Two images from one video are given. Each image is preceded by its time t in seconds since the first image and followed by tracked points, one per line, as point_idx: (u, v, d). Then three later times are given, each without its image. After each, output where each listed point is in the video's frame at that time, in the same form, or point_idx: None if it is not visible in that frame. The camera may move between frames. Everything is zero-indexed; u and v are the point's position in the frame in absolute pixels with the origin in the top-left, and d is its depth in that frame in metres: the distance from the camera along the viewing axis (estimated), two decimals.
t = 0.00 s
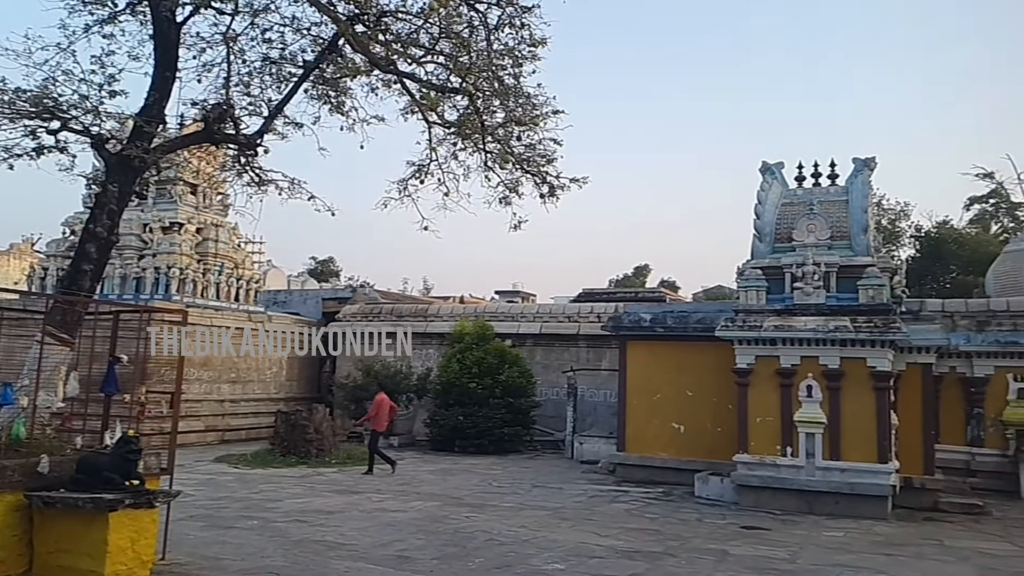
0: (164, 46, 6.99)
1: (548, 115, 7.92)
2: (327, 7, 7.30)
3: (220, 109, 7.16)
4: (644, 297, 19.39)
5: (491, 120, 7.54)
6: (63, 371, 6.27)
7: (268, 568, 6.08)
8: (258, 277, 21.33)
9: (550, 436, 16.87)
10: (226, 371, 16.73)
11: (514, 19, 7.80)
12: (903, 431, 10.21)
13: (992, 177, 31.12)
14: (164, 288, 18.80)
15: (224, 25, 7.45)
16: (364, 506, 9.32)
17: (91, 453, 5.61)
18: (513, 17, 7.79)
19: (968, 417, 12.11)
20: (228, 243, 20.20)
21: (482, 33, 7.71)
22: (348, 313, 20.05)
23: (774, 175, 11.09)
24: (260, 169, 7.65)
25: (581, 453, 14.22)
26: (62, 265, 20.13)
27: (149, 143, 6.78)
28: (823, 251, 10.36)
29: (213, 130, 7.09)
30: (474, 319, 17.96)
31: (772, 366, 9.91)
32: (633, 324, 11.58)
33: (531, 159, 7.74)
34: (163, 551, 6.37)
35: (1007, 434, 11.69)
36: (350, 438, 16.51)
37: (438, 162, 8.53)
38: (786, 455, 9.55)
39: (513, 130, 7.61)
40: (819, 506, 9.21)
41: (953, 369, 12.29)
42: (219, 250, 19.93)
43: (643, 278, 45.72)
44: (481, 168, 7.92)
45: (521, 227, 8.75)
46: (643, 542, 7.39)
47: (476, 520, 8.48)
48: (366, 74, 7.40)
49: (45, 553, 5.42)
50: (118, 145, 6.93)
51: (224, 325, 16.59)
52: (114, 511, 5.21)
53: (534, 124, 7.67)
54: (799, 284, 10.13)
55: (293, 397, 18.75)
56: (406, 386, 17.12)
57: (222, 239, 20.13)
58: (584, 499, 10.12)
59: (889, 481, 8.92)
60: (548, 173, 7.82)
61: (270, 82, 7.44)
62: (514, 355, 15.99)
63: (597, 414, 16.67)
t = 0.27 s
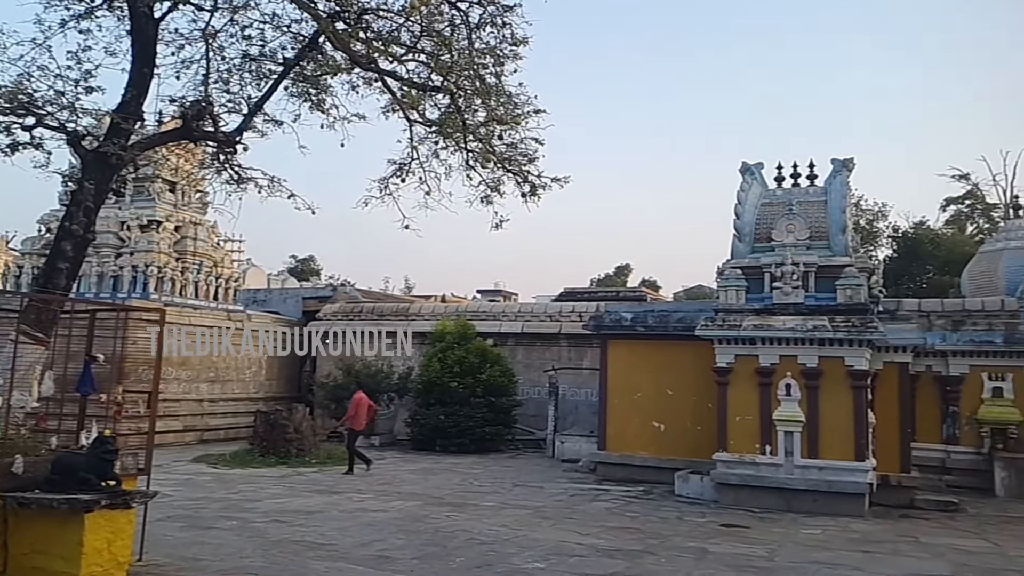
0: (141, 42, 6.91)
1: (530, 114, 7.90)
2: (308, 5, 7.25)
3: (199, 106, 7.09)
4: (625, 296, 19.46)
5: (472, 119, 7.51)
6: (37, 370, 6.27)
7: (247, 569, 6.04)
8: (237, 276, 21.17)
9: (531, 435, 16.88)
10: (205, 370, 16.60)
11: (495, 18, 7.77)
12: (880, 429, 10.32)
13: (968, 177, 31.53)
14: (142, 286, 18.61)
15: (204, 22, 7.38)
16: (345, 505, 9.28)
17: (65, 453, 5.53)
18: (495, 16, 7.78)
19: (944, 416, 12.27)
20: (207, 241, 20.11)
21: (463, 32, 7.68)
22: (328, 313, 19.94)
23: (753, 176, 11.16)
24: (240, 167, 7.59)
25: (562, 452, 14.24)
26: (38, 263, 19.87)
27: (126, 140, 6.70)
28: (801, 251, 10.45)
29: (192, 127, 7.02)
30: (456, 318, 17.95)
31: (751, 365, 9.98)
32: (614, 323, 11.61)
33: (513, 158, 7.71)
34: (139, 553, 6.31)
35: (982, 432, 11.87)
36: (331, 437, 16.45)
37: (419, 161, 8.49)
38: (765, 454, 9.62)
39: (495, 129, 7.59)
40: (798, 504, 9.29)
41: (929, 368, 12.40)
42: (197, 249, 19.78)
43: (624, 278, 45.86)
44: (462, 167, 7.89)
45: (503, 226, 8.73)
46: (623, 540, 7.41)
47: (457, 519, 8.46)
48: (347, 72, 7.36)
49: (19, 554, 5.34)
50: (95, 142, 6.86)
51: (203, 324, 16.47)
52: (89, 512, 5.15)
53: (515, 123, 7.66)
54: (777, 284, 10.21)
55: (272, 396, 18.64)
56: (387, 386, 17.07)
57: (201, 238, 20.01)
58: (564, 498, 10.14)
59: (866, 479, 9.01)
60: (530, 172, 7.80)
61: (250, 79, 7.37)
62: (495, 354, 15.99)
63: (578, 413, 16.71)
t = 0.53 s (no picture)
0: (120, 38, 6.82)
1: (512, 114, 7.86)
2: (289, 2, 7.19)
3: (178, 103, 7.01)
4: (607, 296, 19.51)
5: (455, 118, 7.45)
6: (13, 370, 5.98)
7: (226, 569, 5.99)
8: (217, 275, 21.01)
9: (513, 434, 16.88)
10: (184, 370, 16.45)
11: (477, 17, 7.71)
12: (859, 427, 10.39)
13: (945, 179, 31.91)
14: (120, 285, 18.33)
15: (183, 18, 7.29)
16: (325, 506, 9.24)
17: (40, 454, 5.44)
18: (477, 15, 7.73)
19: (921, 415, 12.40)
20: (186, 240, 20.06)
21: (445, 31, 7.63)
22: (309, 312, 19.80)
23: (734, 176, 11.23)
24: (219, 164, 7.51)
25: (544, 451, 14.26)
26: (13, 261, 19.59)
27: (104, 137, 6.63)
28: (781, 251, 10.52)
29: (171, 124, 6.93)
30: (438, 317, 17.92)
31: (732, 365, 10.04)
32: (596, 323, 11.62)
33: (496, 158, 7.64)
34: (117, 553, 6.24)
35: (958, 431, 12.03)
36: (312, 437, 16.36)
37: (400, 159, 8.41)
38: (745, 453, 9.68)
39: (477, 128, 7.55)
40: (777, 503, 9.36)
41: (906, 367, 12.52)
42: (176, 247, 19.69)
43: (607, 277, 45.99)
44: (444, 166, 7.83)
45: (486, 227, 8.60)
46: (604, 539, 7.43)
47: (438, 519, 8.45)
48: (328, 70, 7.31)
49: None
50: (72, 139, 6.76)
51: (182, 323, 16.32)
52: (66, 513, 5.09)
53: (498, 122, 7.62)
54: (758, 284, 10.27)
55: (252, 396, 18.52)
56: (369, 386, 17.01)
57: (180, 236, 19.98)
58: (546, 497, 10.15)
59: (845, 478, 9.09)
60: (512, 172, 7.70)
61: (230, 77, 7.26)
62: (477, 353, 15.97)
63: (560, 412, 16.73)
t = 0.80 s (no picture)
0: (99, 34, 6.75)
1: (496, 113, 7.82)
2: None
3: (159, 100, 6.94)
4: (591, 295, 19.56)
5: (438, 117, 7.43)
6: None
7: (207, 570, 5.95)
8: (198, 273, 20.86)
9: (496, 434, 16.87)
10: (165, 369, 16.32)
11: (461, 16, 7.67)
12: (839, 426, 10.48)
13: (925, 181, 32.25)
14: (100, 284, 18.26)
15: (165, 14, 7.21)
16: (307, 505, 9.20)
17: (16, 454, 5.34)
18: (461, 14, 7.69)
19: (900, 414, 12.53)
20: (167, 238, 19.65)
21: (429, 29, 7.58)
22: (291, 311, 19.71)
23: (716, 177, 11.28)
24: (201, 162, 7.44)
25: (527, 450, 14.27)
26: None
27: (83, 134, 6.56)
28: (763, 251, 10.58)
29: (151, 121, 6.86)
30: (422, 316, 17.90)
31: (713, 364, 10.09)
32: (579, 322, 11.64)
33: (479, 157, 7.58)
34: (95, 554, 6.19)
35: (937, 429, 12.13)
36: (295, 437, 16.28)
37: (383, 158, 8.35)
38: (727, 451, 9.73)
39: (460, 127, 7.52)
40: (758, 501, 9.42)
41: (886, 367, 12.71)
42: (157, 245, 19.28)
43: (590, 276, 46.07)
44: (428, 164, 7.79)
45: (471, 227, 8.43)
46: (586, 537, 7.45)
47: (421, 518, 8.43)
48: (311, 68, 7.27)
49: None
50: (50, 135, 6.68)
51: (163, 322, 16.18)
52: (43, 513, 5.03)
53: (481, 121, 7.59)
54: (739, 283, 10.33)
55: (234, 395, 18.41)
56: (352, 385, 16.94)
57: (161, 234, 19.60)
58: (529, 496, 10.16)
59: (825, 476, 9.16)
60: (496, 170, 7.64)
61: (211, 74, 7.17)
62: (461, 352, 15.97)
63: (544, 411, 16.74)
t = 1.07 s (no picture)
0: (78, 30, 6.67)
1: (480, 112, 7.79)
2: None
3: (139, 97, 6.87)
4: (575, 294, 19.60)
5: (422, 115, 7.40)
6: None
7: (188, 570, 5.91)
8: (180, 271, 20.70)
9: (480, 432, 16.87)
10: (146, 368, 16.19)
11: (445, 14, 7.63)
12: (819, 424, 10.57)
13: (905, 181, 32.56)
14: (80, 281, 18.05)
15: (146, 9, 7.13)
16: (290, 505, 9.15)
17: None
18: (445, 12, 7.65)
19: (881, 412, 12.63)
20: (148, 235, 19.67)
21: (413, 27, 7.54)
22: (274, 309, 19.56)
23: (700, 176, 11.34)
24: (182, 159, 7.37)
25: (511, 449, 14.27)
26: None
27: (62, 130, 6.49)
28: (745, 251, 10.63)
29: (132, 118, 6.78)
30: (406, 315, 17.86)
31: (696, 362, 10.13)
32: (563, 320, 11.65)
33: (463, 155, 7.54)
34: (74, 555, 6.13)
35: (916, 427, 12.24)
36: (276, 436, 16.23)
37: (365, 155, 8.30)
38: (709, 449, 9.78)
39: (444, 125, 7.49)
40: (740, 498, 9.48)
41: (866, 365, 12.77)
42: (138, 243, 19.28)
43: (575, 275, 46.15)
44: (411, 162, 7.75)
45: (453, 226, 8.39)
46: (569, 536, 7.46)
47: (404, 518, 8.42)
48: (294, 65, 7.23)
49: None
50: (28, 131, 6.59)
51: (144, 320, 16.04)
52: (21, 514, 4.98)
53: (465, 119, 7.57)
54: (722, 283, 10.38)
55: (216, 394, 18.30)
56: (335, 383, 16.81)
57: (142, 231, 19.59)
58: (512, 494, 10.17)
59: (806, 474, 9.22)
60: (479, 169, 7.60)
61: (193, 71, 7.10)
62: (445, 351, 15.94)
63: (528, 410, 16.75)
